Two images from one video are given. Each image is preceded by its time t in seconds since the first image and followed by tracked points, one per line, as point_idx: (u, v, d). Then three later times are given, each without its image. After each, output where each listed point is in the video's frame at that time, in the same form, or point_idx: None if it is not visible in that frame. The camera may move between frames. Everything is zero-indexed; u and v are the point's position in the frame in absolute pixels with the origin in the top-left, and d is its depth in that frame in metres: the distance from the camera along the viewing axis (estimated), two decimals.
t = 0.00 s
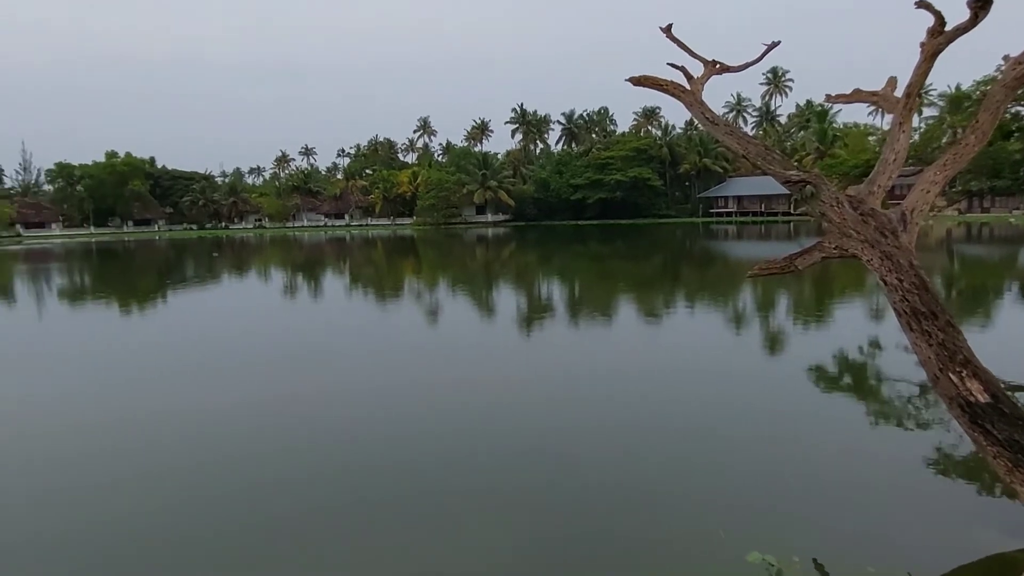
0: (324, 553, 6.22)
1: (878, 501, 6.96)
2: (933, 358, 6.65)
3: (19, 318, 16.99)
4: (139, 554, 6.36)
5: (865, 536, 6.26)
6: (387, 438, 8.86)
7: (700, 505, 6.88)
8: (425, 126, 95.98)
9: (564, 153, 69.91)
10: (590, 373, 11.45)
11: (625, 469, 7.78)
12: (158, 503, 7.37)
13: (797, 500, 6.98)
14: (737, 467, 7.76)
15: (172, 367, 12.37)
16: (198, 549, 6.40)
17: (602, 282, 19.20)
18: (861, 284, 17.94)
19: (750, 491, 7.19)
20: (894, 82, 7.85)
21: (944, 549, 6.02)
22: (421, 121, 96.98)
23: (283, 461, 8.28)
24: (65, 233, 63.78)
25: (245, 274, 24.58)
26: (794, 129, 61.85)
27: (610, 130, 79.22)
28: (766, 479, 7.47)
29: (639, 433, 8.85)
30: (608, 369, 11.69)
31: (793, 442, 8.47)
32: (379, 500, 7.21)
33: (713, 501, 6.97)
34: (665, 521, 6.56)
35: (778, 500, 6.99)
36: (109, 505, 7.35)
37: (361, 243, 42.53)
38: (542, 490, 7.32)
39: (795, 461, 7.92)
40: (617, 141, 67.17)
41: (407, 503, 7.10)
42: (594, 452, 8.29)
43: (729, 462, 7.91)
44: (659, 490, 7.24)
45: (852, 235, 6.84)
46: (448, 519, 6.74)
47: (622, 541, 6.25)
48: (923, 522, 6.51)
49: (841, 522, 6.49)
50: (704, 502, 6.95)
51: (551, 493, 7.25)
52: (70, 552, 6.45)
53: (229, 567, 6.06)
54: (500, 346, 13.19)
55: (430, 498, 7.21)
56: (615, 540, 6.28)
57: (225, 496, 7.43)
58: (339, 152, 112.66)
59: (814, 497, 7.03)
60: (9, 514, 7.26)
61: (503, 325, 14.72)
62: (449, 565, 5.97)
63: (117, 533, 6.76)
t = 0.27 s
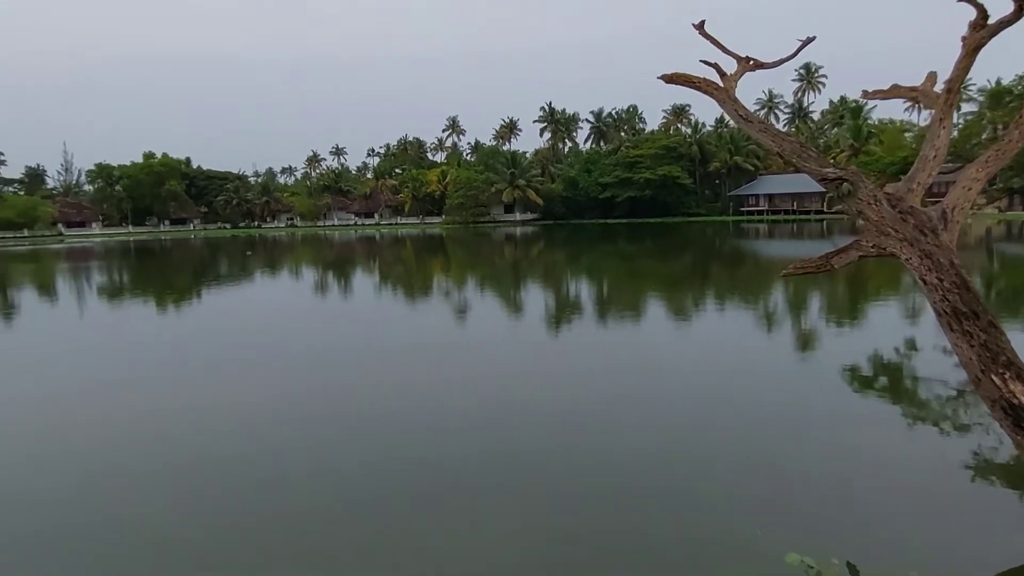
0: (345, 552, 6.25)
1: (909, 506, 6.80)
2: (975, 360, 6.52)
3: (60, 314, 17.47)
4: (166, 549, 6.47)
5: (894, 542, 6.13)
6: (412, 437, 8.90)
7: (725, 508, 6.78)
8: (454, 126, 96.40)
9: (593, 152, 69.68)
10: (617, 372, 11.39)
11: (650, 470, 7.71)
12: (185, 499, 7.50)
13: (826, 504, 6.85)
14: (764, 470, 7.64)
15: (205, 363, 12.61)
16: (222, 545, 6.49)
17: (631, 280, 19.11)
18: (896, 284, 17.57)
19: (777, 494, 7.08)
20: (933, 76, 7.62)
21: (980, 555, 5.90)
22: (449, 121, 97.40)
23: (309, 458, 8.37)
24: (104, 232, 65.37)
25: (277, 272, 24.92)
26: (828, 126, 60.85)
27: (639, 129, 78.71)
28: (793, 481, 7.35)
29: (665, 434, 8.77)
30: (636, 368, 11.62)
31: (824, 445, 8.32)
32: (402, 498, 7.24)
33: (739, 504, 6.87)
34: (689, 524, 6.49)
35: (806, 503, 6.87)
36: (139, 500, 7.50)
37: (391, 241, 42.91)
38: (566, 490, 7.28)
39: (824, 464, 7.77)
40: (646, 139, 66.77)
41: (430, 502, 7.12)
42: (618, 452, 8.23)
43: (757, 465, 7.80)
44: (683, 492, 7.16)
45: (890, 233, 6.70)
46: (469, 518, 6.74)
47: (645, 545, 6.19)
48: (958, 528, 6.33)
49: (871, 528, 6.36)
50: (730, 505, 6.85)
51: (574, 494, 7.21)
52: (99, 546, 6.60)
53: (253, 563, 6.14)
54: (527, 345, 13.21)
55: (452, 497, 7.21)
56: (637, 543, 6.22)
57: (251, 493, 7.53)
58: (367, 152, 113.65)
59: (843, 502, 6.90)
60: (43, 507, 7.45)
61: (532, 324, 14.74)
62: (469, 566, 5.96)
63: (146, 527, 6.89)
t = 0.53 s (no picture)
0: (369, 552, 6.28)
1: (945, 512, 6.63)
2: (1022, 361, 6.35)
3: (100, 312, 17.94)
4: (193, 546, 6.57)
5: (925, 547, 6.00)
6: (438, 436, 8.92)
7: (753, 511, 6.70)
8: (483, 126, 96.63)
9: (622, 150, 69.35)
10: (646, 372, 11.30)
11: (676, 473, 7.62)
12: (215, 496, 7.61)
13: (858, 509, 6.71)
14: (794, 474, 7.51)
15: (238, 361, 12.82)
16: (248, 544, 6.56)
17: (661, 279, 19.00)
18: (935, 284, 17.17)
19: (808, 498, 6.94)
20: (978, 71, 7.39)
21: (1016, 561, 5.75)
22: (477, 121, 98.10)
23: (335, 457, 8.43)
24: (141, 232, 66.88)
25: (309, 270, 25.26)
26: (863, 122, 59.73)
27: (668, 127, 78.10)
28: (823, 486, 7.21)
29: (693, 436, 8.67)
30: (665, 368, 11.52)
31: (856, 448, 8.15)
32: (427, 499, 7.24)
33: (768, 509, 6.75)
34: (714, 527, 6.44)
35: (838, 508, 6.74)
36: (171, 496, 7.64)
37: (420, 240, 43.20)
38: (591, 493, 7.23)
39: (856, 469, 7.61)
40: (676, 137, 66.26)
41: (454, 503, 7.12)
42: (645, 454, 8.15)
43: (787, 468, 7.66)
44: (711, 496, 7.07)
45: (931, 232, 6.53)
46: (493, 520, 6.72)
47: (670, 549, 6.11)
48: (996, 537, 6.15)
49: (904, 534, 6.21)
50: (758, 509, 6.74)
51: (609, 494, 7.18)
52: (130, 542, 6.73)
53: (278, 563, 6.19)
54: (556, 344, 13.22)
55: (477, 498, 7.20)
56: (662, 547, 6.14)
57: (278, 491, 7.61)
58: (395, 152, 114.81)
59: (875, 507, 6.74)
60: (79, 502, 7.65)
61: (561, 322, 14.74)
62: (491, 569, 5.94)
63: (176, 523, 7.01)
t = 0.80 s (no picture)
0: (401, 547, 6.31)
1: (990, 523, 6.42)
2: None
3: (150, 307, 18.54)
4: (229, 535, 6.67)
5: (944, 558, 5.84)
6: (472, 434, 8.95)
7: (768, 514, 6.62)
8: (520, 124, 96.69)
9: (659, 148, 68.76)
10: (682, 372, 11.19)
11: (711, 475, 7.52)
12: (237, 486, 7.79)
13: (900, 517, 6.53)
14: (816, 479, 7.37)
15: (280, 356, 13.07)
16: (282, 534, 6.64)
17: (700, 278, 18.78)
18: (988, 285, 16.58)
19: (847, 505, 6.79)
20: None
21: None
22: (515, 119, 98.29)
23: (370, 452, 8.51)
24: (185, 230, 68.59)
25: (348, 268, 25.59)
26: (910, 117, 58.08)
27: (707, 123, 77.14)
28: (846, 492, 7.06)
29: (729, 438, 8.56)
30: (702, 368, 11.39)
31: (890, 455, 7.92)
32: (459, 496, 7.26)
33: (805, 514, 6.61)
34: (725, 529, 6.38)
35: (878, 516, 6.57)
36: (211, 486, 7.81)
37: (458, 238, 43.53)
38: (624, 493, 7.17)
39: (881, 475, 7.44)
40: (716, 134, 65.45)
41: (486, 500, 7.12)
42: (679, 455, 8.06)
43: (825, 474, 7.50)
44: (747, 499, 6.95)
45: (987, 231, 6.34)
46: (524, 518, 6.71)
47: (703, 552, 6.02)
48: None
49: (922, 544, 6.04)
50: (796, 514, 6.61)
51: (626, 494, 7.15)
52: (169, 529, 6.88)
53: (311, 554, 6.26)
54: (592, 342, 13.19)
55: (509, 496, 7.20)
56: (697, 550, 6.06)
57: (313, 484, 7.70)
58: (433, 150, 115.69)
59: (918, 515, 6.56)
60: (108, 487, 7.94)
61: (598, 321, 14.70)
62: (522, 567, 5.93)
63: (214, 513, 7.15)
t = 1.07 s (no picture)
0: (432, 540, 6.35)
1: (1017, 534, 6.14)
2: None
3: (201, 303, 19.15)
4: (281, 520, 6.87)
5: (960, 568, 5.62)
6: (501, 431, 8.98)
7: (781, 518, 6.49)
8: (560, 122, 96.33)
9: (702, 145, 67.91)
10: (721, 372, 11.03)
11: (740, 477, 7.37)
12: (260, 477, 7.98)
13: (926, 525, 6.30)
14: (838, 483, 7.18)
15: (322, 353, 13.31)
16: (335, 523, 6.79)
17: (744, 277, 18.48)
18: None
19: (885, 510, 6.58)
20: None
21: None
22: (558, 117, 98.27)
23: (397, 447, 8.57)
24: (233, 228, 70.31)
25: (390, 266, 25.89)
26: (964, 111, 56.04)
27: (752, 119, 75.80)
28: (867, 497, 6.87)
29: (754, 439, 8.41)
30: (739, 368, 11.22)
31: (919, 461, 7.65)
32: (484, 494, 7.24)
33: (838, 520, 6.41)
34: (734, 532, 6.27)
35: (917, 524, 6.33)
36: (231, 481, 7.87)
37: (500, 236, 43.82)
38: (652, 494, 7.06)
39: (905, 481, 7.20)
40: (760, 130, 64.32)
41: (512, 498, 7.10)
42: (707, 456, 7.94)
43: (858, 478, 7.29)
44: (770, 501, 6.82)
45: None
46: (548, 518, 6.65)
47: (714, 555, 5.92)
48: None
49: (938, 555, 5.83)
50: (830, 519, 6.43)
51: (641, 494, 7.08)
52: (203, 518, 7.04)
53: (312, 549, 6.33)
54: (632, 341, 13.10)
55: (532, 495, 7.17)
56: (699, 552, 5.96)
57: (356, 475, 7.82)
58: (476, 149, 116.36)
59: (956, 522, 6.33)
60: (138, 476, 8.23)
61: (639, 319, 14.60)
62: (521, 566, 5.89)
63: (231, 507, 7.24)
